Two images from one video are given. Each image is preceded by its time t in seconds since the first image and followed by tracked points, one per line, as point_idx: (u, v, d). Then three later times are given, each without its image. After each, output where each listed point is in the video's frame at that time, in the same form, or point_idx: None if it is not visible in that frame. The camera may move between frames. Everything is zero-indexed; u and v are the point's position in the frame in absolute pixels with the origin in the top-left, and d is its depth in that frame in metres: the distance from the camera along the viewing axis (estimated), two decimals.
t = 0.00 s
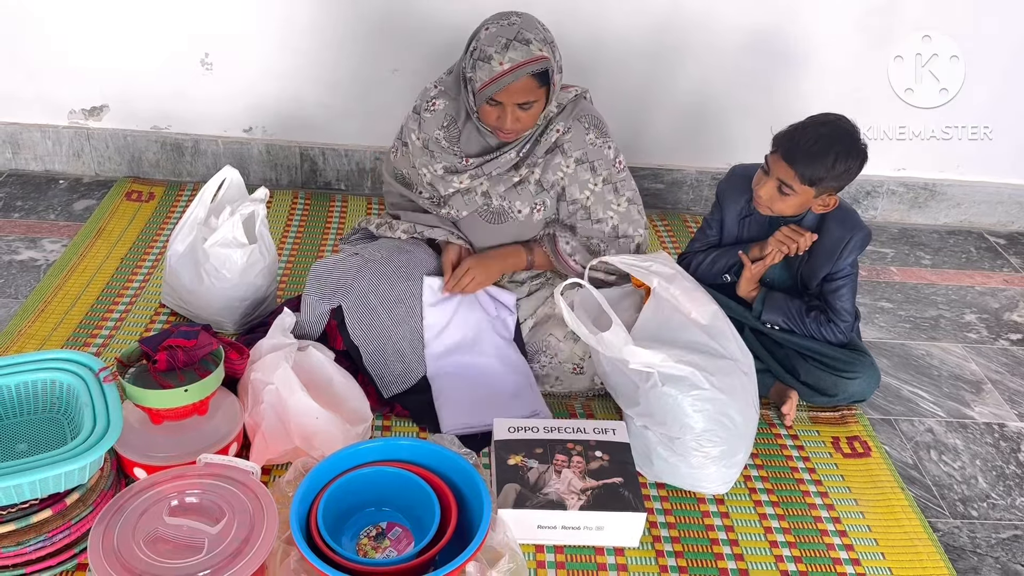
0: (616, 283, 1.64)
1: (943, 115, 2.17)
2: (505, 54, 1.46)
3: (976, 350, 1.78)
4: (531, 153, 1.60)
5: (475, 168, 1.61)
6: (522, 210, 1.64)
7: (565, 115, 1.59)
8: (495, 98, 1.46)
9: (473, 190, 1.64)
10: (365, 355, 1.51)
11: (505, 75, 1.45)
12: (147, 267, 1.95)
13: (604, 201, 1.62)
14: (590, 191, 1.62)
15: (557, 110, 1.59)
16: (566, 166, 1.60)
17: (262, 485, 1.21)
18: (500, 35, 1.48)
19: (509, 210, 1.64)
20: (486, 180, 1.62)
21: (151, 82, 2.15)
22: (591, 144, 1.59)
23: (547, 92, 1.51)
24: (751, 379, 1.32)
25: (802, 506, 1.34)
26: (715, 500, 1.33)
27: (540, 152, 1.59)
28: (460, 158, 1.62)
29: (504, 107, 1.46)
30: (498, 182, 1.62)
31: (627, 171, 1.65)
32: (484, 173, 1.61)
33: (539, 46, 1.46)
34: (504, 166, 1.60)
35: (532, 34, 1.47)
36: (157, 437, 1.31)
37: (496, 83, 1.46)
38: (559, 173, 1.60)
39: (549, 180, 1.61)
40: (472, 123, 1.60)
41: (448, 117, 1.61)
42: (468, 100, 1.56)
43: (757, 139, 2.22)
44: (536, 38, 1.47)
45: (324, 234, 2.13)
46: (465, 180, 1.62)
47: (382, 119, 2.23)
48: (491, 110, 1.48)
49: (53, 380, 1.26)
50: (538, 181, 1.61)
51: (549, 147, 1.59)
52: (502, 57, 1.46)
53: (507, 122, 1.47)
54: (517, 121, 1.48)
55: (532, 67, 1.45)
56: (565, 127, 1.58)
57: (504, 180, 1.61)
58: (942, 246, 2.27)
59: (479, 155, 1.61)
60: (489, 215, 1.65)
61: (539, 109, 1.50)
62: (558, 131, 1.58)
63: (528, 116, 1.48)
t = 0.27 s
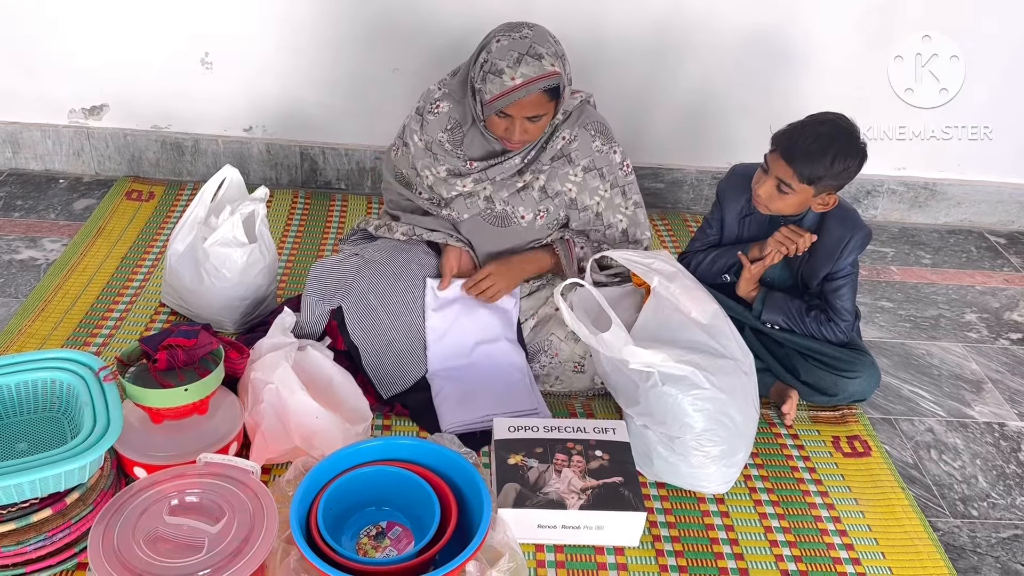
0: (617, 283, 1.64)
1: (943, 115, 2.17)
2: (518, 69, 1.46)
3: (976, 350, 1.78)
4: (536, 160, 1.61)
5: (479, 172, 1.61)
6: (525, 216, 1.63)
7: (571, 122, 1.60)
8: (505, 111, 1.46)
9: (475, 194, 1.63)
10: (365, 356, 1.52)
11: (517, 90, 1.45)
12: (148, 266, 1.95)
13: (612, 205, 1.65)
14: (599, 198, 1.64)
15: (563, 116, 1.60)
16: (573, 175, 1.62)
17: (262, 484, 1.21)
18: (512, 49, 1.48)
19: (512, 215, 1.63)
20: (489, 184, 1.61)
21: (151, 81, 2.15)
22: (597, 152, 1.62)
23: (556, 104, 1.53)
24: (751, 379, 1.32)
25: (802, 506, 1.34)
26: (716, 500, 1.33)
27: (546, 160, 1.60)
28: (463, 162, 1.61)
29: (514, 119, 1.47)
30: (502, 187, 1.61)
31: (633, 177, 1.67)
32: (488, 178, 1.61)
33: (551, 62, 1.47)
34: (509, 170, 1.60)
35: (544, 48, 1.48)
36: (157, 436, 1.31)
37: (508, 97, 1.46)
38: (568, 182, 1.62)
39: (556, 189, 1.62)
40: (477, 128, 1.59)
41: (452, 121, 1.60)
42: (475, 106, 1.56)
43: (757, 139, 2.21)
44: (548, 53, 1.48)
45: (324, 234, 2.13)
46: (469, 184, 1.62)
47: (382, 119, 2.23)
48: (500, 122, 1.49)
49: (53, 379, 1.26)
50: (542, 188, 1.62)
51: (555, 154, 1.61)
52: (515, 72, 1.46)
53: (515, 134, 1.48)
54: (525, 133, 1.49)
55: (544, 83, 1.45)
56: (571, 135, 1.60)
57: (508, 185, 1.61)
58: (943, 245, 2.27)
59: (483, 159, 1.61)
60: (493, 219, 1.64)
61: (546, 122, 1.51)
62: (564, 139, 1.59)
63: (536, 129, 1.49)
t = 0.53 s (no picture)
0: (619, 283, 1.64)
1: (943, 115, 2.17)
2: (525, 68, 1.46)
3: (976, 349, 1.78)
4: (539, 160, 1.61)
5: (481, 171, 1.61)
6: (528, 216, 1.63)
7: (575, 123, 1.61)
8: (510, 110, 1.46)
9: (477, 193, 1.63)
10: (365, 356, 1.52)
11: (523, 89, 1.45)
12: (148, 266, 1.94)
13: (619, 206, 1.66)
14: (603, 199, 1.64)
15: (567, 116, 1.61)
16: (578, 176, 1.62)
17: (262, 483, 1.21)
18: (519, 48, 1.48)
19: (515, 215, 1.63)
20: (491, 183, 1.62)
21: (151, 81, 2.15)
22: (602, 153, 1.62)
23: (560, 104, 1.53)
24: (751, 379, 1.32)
25: (803, 505, 1.33)
26: (716, 499, 1.33)
27: (549, 160, 1.60)
28: (465, 160, 1.61)
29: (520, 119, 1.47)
30: (504, 186, 1.62)
31: (637, 178, 1.68)
32: (490, 176, 1.60)
33: (557, 61, 1.47)
34: (512, 170, 1.60)
35: (550, 47, 1.49)
36: (157, 435, 1.31)
37: (514, 96, 1.46)
38: (573, 184, 1.62)
39: (560, 190, 1.62)
40: (480, 127, 1.59)
41: (455, 119, 1.60)
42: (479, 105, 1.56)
43: (758, 138, 2.21)
44: (555, 52, 1.48)
45: (324, 233, 2.13)
46: (472, 184, 1.62)
47: (383, 118, 2.23)
48: (505, 121, 1.49)
49: (53, 379, 1.26)
50: (545, 189, 1.62)
51: (559, 155, 1.60)
52: (521, 71, 1.46)
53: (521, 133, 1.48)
54: (530, 132, 1.49)
55: (550, 82, 1.46)
56: (575, 135, 1.60)
57: (510, 185, 1.61)
58: (943, 244, 2.27)
59: (486, 158, 1.61)
60: (494, 219, 1.63)
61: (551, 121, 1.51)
62: (569, 139, 1.60)
63: (541, 128, 1.50)
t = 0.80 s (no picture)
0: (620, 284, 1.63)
1: (943, 115, 2.17)
2: (531, 60, 1.47)
3: (977, 349, 1.78)
4: (542, 159, 1.61)
5: (483, 169, 1.61)
6: (529, 216, 1.63)
7: (577, 123, 1.61)
8: (517, 103, 1.47)
9: (479, 191, 1.63)
10: (365, 355, 1.53)
11: (529, 81, 1.46)
12: (148, 266, 1.95)
13: (619, 207, 1.65)
14: (604, 199, 1.64)
15: (570, 116, 1.61)
16: (580, 177, 1.62)
17: (262, 483, 1.21)
18: (525, 41, 1.50)
19: (516, 214, 1.63)
20: (493, 181, 1.62)
21: (152, 81, 2.15)
22: (603, 154, 1.62)
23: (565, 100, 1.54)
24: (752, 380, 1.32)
25: (803, 505, 1.33)
26: (717, 499, 1.33)
27: (552, 160, 1.60)
28: (468, 158, 1.61)
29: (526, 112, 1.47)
30: (507, 185, 1.62)
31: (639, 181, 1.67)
32: (493, 174, 1.61)
33: (563, 54, 1.49)
34: (514, 168, 1.60)
35: (556, 41, 1.50)
36: (157, 436, 1.31)
37: (520, 88, 1.47)
38: (574, 184, 1.62)
39: (561, 190, 1.62)
40: (485, 125, 1.59)
41: (459, 117, 1.60)
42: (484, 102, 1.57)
43: (758, 138, 2.21)
44: (561, 45, 1.50)
45: (325, 233, 2.13)
46: (473, 180, 1.62)
47: (383, 119, 2.23)
48: (510, 115, 1.49)
49: (53, 379, 1.26)
50: (547, 189, 1.62)
51: (561, 155, 1.61)
52: (528, 63, 1.47)
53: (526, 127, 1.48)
54: (536, 126, 1.49)
55: (556, 74, 1.47)
56: (577, 135, 1.60)
57: (513, 184, 1.61)
58: (943, 244, 2.27)
59: (489, 156, 1.61)
60: (495, 218, 1.63)
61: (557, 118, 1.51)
62: (571, 139, 1.60)
63: (547, 122, 1.49)
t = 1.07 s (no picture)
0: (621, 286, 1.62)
1: (943, 115, 2.17)
2: (536, 53, 1.46)
3: (977, 350, 1.78)
4: (544, 160, 1.61)
5: (489, 172, 1.62)
6: (531, 216, 1.64)
7: (580, 123, 1.60)
8: (521, 95, 1.46)
9: (484, 193, 1.63)
10: (365, 356, 1.53)
11: (534, 73, 1.45)
12: (149, 267, 1.95)
13: (616, 209, 1.64)
14: (602, 201, 1.64)
15: (573, 117, 1.60)
16: (580, 176, 1.62)
17: (262, 485, 1.21)
18: (531, 34, 1.49)
19: (518, 215, 1.64)
20: (498, 183, 1.62)
21: (152, 83, 2.15)
22: (605, 155, 1.61)
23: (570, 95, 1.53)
24: (752, 382, 1.32)
25: (804, 507, 1.33)
26: (717, 500, 1.33)
27: (553, 160, 1.61)
28: (473, 160, 1.62)
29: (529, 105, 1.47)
30: (511, 186, 1.62)
31: (639, 184, 1.66)
32: (498, 177, 1.61)
33: (569, 48, 1.47)
34: (518, 171, 1.61)
35: (562, 35, 1.49)
36: (157, 437, 1.31)
37: (524, 81, 1.46)
38: (575, 184, 1.62)
39: (562, 190, 1.62)
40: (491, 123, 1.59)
41: (465, 116, 1.61)
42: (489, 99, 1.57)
43: (758, 139, 2.21)
44: (566, 40, 1.49)
45: (325, 234, 2.13)
46: (479, 184, 1.62)
47: (384, 120, 2.24)
48: (514, 109, 1.49)
49: (54, 381, 1.26)
50: (549, 189, 1.62)
51: (563, 155, 1.61)
52: (533, 56, 1.46)
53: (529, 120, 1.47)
54: (540, 119, 1.48)
55: (562, 67, 1.46)
56: (579, 136, 1.60)
57: (517, 185, 1.62)
58: (943, 245, 2.27)
59: (493, 159, 1.62)
60: (496, 218, 1.64)
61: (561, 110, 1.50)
62: (572, 139, 1.59)
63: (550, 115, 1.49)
